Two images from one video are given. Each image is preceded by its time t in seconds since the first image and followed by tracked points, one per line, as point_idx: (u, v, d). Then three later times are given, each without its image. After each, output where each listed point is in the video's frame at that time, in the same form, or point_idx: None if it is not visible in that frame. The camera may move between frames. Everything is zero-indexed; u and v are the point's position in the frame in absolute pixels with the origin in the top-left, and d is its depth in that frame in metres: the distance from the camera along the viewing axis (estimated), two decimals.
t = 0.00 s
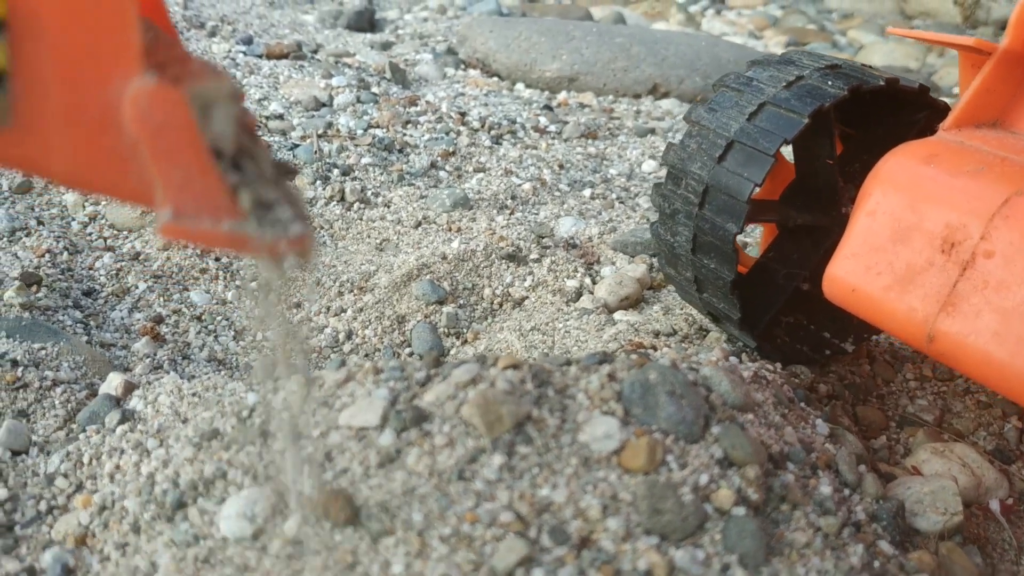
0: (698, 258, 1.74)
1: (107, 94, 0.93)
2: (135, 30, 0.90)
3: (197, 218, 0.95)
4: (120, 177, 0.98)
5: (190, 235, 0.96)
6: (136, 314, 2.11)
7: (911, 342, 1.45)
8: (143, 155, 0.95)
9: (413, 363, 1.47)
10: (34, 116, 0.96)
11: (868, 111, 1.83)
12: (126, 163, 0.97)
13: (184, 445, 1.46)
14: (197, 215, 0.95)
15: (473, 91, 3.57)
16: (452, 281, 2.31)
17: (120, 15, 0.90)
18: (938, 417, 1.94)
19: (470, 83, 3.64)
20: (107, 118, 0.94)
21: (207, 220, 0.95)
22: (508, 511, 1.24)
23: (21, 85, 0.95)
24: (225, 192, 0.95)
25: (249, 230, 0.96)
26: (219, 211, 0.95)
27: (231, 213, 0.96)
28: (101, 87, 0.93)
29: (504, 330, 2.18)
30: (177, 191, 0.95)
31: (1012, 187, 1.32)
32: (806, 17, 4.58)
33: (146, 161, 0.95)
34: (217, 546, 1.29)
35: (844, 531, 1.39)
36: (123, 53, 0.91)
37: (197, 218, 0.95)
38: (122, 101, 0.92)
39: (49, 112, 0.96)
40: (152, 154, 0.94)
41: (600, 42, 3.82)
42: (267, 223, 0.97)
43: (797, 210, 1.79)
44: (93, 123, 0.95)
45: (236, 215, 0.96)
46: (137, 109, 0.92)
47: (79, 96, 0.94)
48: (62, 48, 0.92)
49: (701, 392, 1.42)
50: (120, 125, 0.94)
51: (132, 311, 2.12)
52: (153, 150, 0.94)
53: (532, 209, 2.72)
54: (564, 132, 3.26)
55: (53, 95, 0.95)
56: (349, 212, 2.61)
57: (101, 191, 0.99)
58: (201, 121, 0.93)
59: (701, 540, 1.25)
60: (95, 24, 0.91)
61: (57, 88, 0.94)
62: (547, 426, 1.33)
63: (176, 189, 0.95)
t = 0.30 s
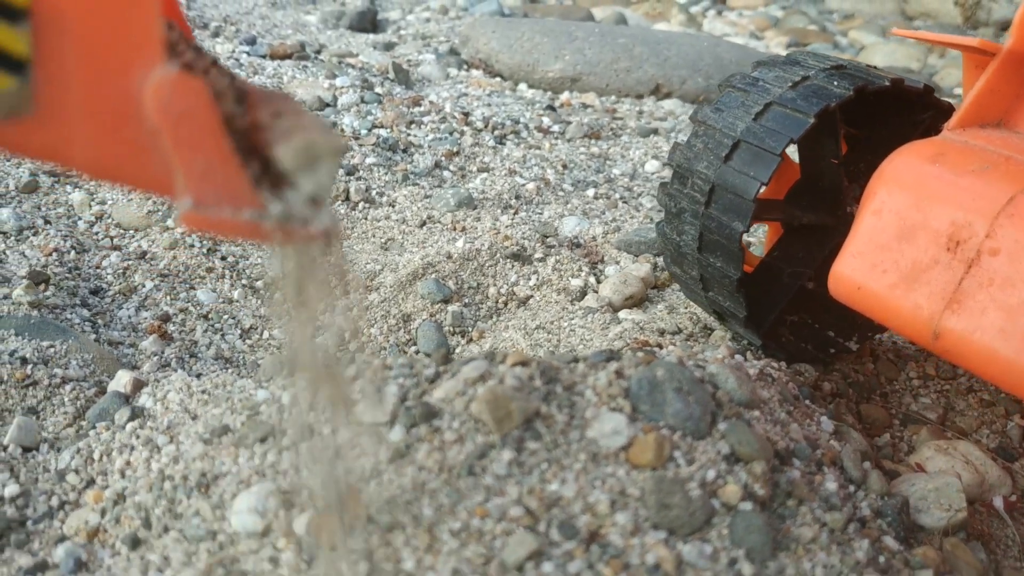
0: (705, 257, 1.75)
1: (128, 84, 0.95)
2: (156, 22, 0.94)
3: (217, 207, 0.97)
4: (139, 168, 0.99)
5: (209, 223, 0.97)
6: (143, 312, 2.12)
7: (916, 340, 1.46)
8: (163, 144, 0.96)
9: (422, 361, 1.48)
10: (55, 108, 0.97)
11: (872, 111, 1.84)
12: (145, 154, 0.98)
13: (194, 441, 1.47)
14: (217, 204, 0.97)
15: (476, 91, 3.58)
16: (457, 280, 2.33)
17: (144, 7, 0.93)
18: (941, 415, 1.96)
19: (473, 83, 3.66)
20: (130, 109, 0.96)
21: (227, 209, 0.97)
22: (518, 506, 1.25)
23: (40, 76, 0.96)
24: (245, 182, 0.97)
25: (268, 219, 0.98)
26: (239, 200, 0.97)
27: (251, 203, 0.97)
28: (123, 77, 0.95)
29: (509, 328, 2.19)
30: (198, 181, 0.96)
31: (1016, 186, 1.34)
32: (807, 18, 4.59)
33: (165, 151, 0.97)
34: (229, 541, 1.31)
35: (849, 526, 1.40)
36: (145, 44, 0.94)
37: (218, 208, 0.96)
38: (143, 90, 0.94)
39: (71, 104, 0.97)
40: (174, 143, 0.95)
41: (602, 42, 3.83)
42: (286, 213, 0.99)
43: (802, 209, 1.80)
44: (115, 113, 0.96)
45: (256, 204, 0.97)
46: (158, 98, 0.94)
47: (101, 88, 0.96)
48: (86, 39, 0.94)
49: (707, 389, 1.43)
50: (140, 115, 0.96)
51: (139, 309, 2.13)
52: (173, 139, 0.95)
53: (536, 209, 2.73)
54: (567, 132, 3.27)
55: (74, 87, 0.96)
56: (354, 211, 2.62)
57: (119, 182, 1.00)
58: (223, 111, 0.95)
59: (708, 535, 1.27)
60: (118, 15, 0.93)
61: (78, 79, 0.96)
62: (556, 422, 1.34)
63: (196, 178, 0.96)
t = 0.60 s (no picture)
0: (712, 254, 1.76)
1: (147, 60, 0.96)
2: None
3: (235, 184, 1.00)
4: (154, 145, 1.00)
5: (224, 200, 1.00)
6: (151, 310, 2.13)
7: (922, 336, 1.47)
8: (180, 120, 0.98)
9: (432, 356, 1.49)
10: (71, 83, 0.97)
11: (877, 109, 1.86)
12: (161, 130, 0.99)
13: (207, 436, 1.49)
14: (234, 181, 1.00)
15: (479, 91, 3.59)
16: (463, 278, 2.34)
17: None
18: (946, 412, 1.97)
19: (476, 83, 3.67)
20: (147, 85, 0.97)
21: (244, 185, 1.00)
22: (529, 499, 1.26)
23: (58, 51, 0.96)
24: (263, 160, 1.00)
25: (284, 198, 1.01)
26: (256, 178, 1.00)
27: (267, 181, 1.01)
28: (141, 52, 0.96)
29: (515, 326, 2.20)
30: (216, 158, 0.99)
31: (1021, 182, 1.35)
32: (809, 18, 4.60)
33: (183, 128, 0.99)
34: (243, 534, 1.32)
35: (857, 520, 1.42)
36: (165, 20, 0.95)
37: (236, 185, 1.00)
38: (162, 67, 0.96)
39: (87, 80, 0.97)
40: (192, 120, 0.97)
41: (605, 43, 3.84)
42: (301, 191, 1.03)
43: (808, 207, 1.82)
44: (131, 88, 0.97)
45: (273, 181, 1.00)
46: (179, 76, 0.95)
47: (118, 64, 0.96)
48: (104, 13, 0.94)
49: (716, 384, 1.44)
50: (158, 92, 0.97)
51: (147, 307, 2.14)
52: (192, 116, 0.97)
53: (540, 208, 2.74)
54: (571, 132, 3.28)
55: (91, 62, 0.96)
56: (360, 210, 2.63)
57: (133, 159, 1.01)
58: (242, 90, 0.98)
59: (718, 528, 1.29)
60: None
61: (95, 54, 0.96)
62: (566, 417, 1.36)
63: (214, 156, 0.99)
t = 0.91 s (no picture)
0: (717, 256, 1.78)
1: (148, 39, 1.01)
2: None
3: (232, 164, 1.05)
4: (153, 123, 1.05)
5: (221, 179, 1.06)
6: (158, 311, 2.15)
7: (925, 337, 1.49)
8: (180, 100, 1.03)
9: (441, 358, 1.51)
10: (72, 60, 1.03)
11: (880, 112, 1.87)
12: (160, 109, 1.05)
13: (217, 437, 1.51)
14: (231, 162, 1.05)
15: (482, 93, 3.61)
16: (468, 279, 2.35)
17: None
18: (948, 412, 1.98)
19: (479, 84, 3.68)
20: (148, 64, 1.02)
21: (240, 166, 1.06)
22: (539, 500, 1.28)
23: (59, 27, 1.02)
24: (260, 142, 1.06)
25: (279, 179, 1.07)
26: (253, 159, 1.06)
27: (264, 162, 1.07)
28: (143, 32, 1.01)
29: (520, 327, 2.21)
30: (214, 137, 1.04)
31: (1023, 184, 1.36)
32: (810, 19, 4.62)
33: (181, 108, 1.04)
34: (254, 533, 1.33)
35: (861, 520, 1.43)
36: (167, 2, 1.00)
37: (233, 165, 1.05)
38: (163, 46, 1.01)
39: (89, 57, 1.03)
40: (191, 99, 1.02)
41: (607, 44, 3.86)
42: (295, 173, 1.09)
43: (812, 209, 1.83)
44: (132, 66, 1.03)
45: (268, 162, 1.07)
46: (179, 55, 1.00)
47: (119, 41, 1.02)
48: None
49: (722, 385, 1.46)
50: (158, 71, 1.02)
51: (154, 308, 2.16)
52: (191, 96, 1.02)
53: (544, 210, 2.76)
54: (574, 133, 3.29)
55: (94, 40, 1.02)
56: (365, 211, 2.65)
57: (133, 136, 1.07)
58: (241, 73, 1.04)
59: (724, 528, 1.30)
60: None
61: (98, 32, 1.02)
62: (574, 417, 1.37)
63: (212, 136, 1.04)
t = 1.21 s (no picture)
0: (718, 259, 1.78)
1: (134, 27, 1.05)
2: None
3: (217, 155, 1.12)
4: (138, 109, 1.10)
5: (207, 168, 1.12)
6: (161, 313, 2.16)
7: (925, 340, 1.49)
8: (165, 89, 1.08)
9: (444, 361, 1.51)
10: (57, 47, 1.07)
11: (881, 114, 1.87)
12: (145, 96, 1.10)
13: (221, 440, 1.52)
14: (217, 154, 1.11)
15: (483, 94, 3.61)
16: (470, 281, 2.36)
17: None
18: (948, 414, 1.99)
19: (479, 86, 3.68)
20: (134, 55, 1.07)
21: (225, 157, 1.12)
22: (541, 503, 1.28)
23: (45, 13, 1.06)
24: (245, 133, 1.12)
25: (263, 170, 1.13)
26: (238, 150, 1.12)
27: (250, 154, 1.13)
28: (128, 19, 1.05)
29: (521, 329, 2.22)
30: (200, 128, 1.10)
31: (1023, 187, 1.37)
32: (810, 20, 4.62)
33: (166, 96, 1.09)
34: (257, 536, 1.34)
35: (862, 522, 1.44)
36: None
37: (218, 156, 1.11)
38: (149, 35, 1.05)
39: (74, 45, 1.07)
40: (176, 88, 1.07)
41: (607, 46, 3.86)
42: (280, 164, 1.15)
43: (813, 212, 1.83)
44: (118, 54, 1.07)
45: (253, 154, 1.13)
46: (165, 45, 1.05)
47: (105, 29, 1.06)
48: None
49: (724, 388, 1.46)
50: (143, 59, 1.07)
51: (157, 310, 2.16)
52: (177, 85, 1.07)
53: (545, 211, 2.77)
54: (575, 135, 3.30)
55: (78, 29, 1.06)
56: (367, 213, 2.65)
57: (117, 122, 1.11)
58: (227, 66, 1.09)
59: (726, 531, 1.31)
60: None
61: (84, 19, 1.05)
62: (576, 421, 1.38)
63: (198, 126, 1.10)
